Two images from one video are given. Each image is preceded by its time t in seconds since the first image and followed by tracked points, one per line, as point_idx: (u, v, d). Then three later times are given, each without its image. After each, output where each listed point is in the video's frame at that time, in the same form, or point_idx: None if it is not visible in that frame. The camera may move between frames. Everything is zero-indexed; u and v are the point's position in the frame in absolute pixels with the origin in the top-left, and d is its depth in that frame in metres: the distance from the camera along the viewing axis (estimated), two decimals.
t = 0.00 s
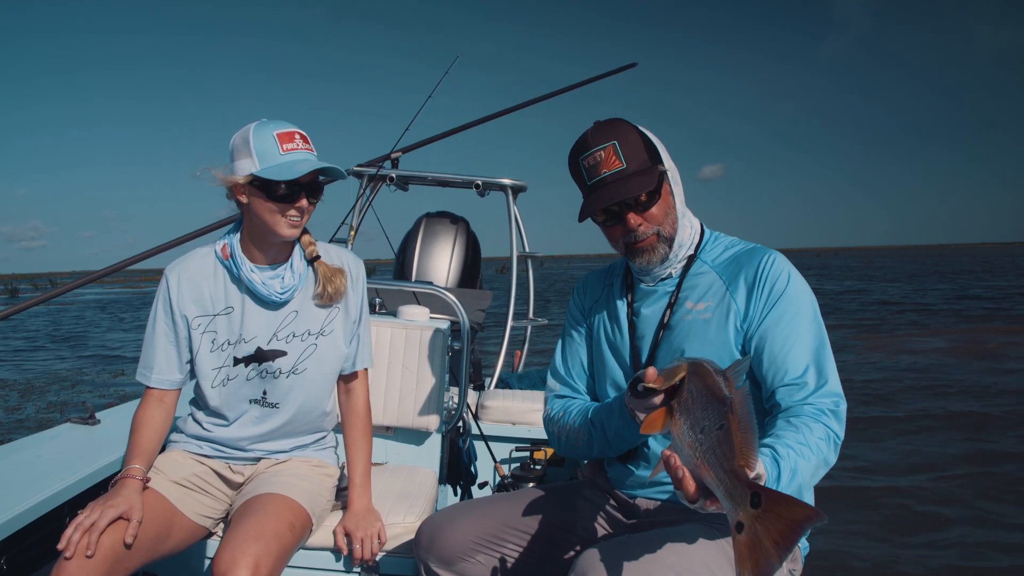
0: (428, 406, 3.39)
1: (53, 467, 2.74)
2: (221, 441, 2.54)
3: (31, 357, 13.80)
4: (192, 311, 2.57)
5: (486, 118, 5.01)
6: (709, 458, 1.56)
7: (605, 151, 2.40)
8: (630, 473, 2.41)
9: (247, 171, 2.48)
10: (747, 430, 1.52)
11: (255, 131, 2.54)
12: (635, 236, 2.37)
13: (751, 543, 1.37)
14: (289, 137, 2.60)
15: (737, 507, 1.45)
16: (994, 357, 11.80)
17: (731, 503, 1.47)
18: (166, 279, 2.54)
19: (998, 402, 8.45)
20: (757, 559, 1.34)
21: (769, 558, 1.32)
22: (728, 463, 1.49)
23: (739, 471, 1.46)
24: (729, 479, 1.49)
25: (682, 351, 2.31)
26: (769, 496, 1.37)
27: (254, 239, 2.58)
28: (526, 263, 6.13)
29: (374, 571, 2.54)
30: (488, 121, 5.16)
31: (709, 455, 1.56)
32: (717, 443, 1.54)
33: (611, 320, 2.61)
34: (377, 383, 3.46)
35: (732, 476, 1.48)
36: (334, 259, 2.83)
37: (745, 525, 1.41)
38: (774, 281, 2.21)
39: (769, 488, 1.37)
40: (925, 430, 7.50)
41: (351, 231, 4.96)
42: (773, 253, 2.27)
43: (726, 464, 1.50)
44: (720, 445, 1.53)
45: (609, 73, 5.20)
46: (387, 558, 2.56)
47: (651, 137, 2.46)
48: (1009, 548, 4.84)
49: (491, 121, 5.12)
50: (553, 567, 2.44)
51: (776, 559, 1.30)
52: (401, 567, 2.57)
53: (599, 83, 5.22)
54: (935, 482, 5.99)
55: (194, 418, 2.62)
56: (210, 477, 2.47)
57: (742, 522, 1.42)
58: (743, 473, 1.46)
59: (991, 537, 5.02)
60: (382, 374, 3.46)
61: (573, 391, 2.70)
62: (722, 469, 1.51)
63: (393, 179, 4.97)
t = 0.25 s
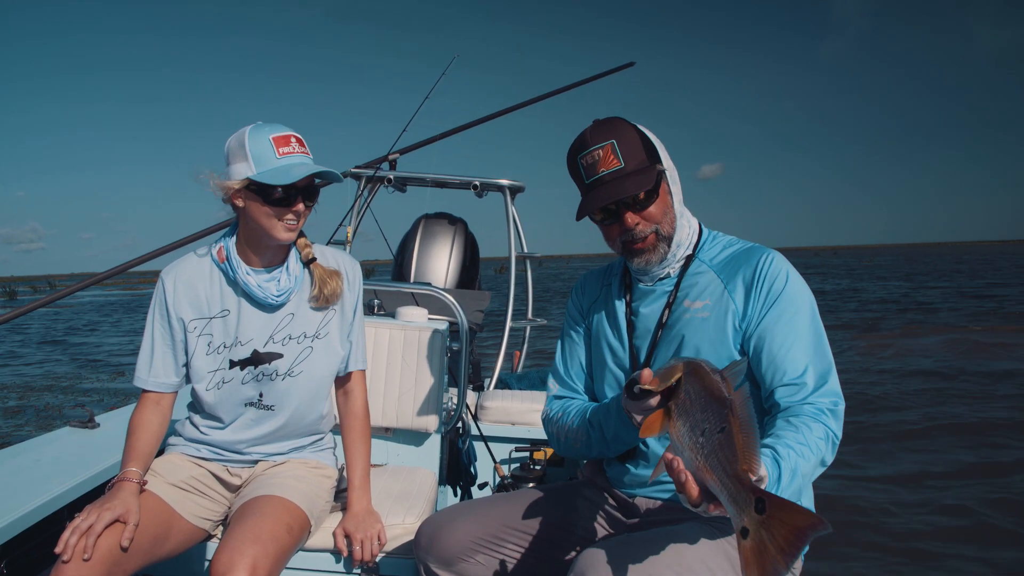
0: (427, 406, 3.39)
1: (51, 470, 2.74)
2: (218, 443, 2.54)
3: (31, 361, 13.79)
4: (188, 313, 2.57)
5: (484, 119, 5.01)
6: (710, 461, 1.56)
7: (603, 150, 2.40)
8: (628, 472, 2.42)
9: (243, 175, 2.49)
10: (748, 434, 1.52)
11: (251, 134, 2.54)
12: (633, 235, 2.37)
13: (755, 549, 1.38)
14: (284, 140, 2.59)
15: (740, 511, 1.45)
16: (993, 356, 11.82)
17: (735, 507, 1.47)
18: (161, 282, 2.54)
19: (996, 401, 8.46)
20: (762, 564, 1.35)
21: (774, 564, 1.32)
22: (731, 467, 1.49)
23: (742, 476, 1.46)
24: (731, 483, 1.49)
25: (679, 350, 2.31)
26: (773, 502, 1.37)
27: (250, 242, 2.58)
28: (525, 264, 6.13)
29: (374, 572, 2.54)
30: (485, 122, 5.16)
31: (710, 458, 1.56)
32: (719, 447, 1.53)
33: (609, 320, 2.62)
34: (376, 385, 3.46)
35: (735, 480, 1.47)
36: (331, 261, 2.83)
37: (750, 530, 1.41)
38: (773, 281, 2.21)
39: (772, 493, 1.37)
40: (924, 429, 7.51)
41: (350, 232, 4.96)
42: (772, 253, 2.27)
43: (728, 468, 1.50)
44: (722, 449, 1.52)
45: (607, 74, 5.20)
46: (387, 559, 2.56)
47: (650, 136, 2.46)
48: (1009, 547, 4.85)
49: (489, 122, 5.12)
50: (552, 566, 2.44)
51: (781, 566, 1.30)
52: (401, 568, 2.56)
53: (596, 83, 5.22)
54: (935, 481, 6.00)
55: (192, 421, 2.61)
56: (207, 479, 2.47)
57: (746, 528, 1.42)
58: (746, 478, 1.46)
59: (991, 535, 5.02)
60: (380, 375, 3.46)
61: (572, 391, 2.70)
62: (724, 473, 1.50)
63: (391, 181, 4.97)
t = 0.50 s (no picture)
0: (427, 406, 3.39)
1: (51, 469, 2.74)
2: (218, 442, 2.54)
3: (30, 360, 13.79)
4: (187, 312, 2.57)
5: (484, 119, 5.01)
6: (712, 463, 1.55)
7: (603, 149, 2.40)
8: (627, 472, 2.42)
9: (242, 175, 2.49)
10: (749, 435, 1.51)
11: (250, 134, 2.54)
12: (631, 234, 2.37)
13: (764, 552, 1.38)
14: (283, 140, 2.60)
15: (745, 514, 1.45)
16: (993, 356, 11.82)
17: (739, 509, 1.47)
18: (161, 281, 2.54)
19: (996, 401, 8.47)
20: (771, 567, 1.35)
21: (783, 567, 1.33)
22: (734, 470, 1.48)
23: (746, 479, 1.46)
24: (735, 485, 1.48)
25: (678, 350, 2.31)
26: (782, 506, 1.37)
27: (250, 242, 2.58)
28: (526, 264, 6.13)
29: (374, 571, 2.54)
30: (486, 122, 5.15)
31: (712, 460, 1.55)
32: (721, 449, 1.53)
33: (608, 319, 2.62)
34: (376, 384, 3.46)
35: (739, 483, 1.47)
36: (331, 260, 2.83)
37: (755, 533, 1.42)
38: (772, 282, 2.21)
39: (781, 497, 1.38)
40: (924, 428, 7.52)
41: (350, 232, 4.96)
42: (772, 253, 2.27)
43: (731, 470, 1.49)
44: (724, 452, 1.52)
45: (607, 74, 5.20)
46: (387, 558, 2.56)
47: (650, 135, 2.46)
48: (1009, 548, 4.84)
49: (490, 122, 5.12)
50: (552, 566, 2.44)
51: (792, 569, 1.31)
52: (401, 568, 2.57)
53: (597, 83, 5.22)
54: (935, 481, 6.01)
55: (192, 420, 2.61)
56: (207, 479, 2.47)
57: (752, 531, 1.43)
58: (750, 481, 1.45)
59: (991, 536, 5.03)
60: (381, 375, 3.46)
61: (572, 391, 2.70)
62: (727, 476, 1.50)
63: (392, 180, 4.97)
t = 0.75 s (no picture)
0: (428, 404, 3.39)
1: (52, 464, 2.74)
2: (220, 438, 2.54)
3: (31, 354, 13.80)
4: (190, 308, 2.57)
5: (487, 118, 5.01)
6: (715, 459, 1.54)
7: (597, 148, 2.39)
8: (627, 473, 2.42)
9: (246, 172, 2.49)
10: (751, 432, 1.51)
11: (254, 131, 2.54)
12: (620, 235, 2.37)
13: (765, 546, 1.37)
14: (287, 137, 2.60)
15: (748, 510, 1.44)
16: (993, 361, 11.82)
17: (742, 505, 1.46)
18: (164, 277, 2.55)
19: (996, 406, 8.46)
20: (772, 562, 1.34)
21: (782, 562, 1.32)
22: (737, 467, 1.47)
23: (748, 475, 1.45)
24: (738, 482, 1.47)
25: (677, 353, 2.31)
26: (781, 500, 1.36)
27: (253, 239, 2.59)
28: (527, 263, 6.13)
29: (373, 569, 2.54)
30: (489, 122, 5.16)
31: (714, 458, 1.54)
32: (723, 447, 1.52)
33: (609, 320, 2.62)
34: (377, 383, 3.46)
35: (741, 480, 1.46)
36: (334, 258, 2.83)
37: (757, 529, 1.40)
38: (772, 285, 2.20)
39: (780, 492, 1.37)
40: (924, 432, 7.52)
41: (352, 230, 4.96)
42: (773, 255, 2.27)
43: (734, 467, 1.48)
44: (727, 450, 1.51)
45: (611, 74, 5.20)
46: (387, 557, 2.57)
47: (651, 135, 2.40)
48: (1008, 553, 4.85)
49: (493, 121, 5.11)
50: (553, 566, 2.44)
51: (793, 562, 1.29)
52: (401, 566, 2.57)
53: (601, 83, 5.22)
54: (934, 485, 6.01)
55: (193, 416, 2.62)
56: (208, 475, 2.47)
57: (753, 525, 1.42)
58: (753, 477, 1.44)
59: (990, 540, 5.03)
60: (382, 373, 3.46)
61: (573, 392, 2.70)
62: (730, 473, 1.49)
63: (394, 179, 4.97)
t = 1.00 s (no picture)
0: (439, 403, 3.38)
1: (65, 460, 2.75)
2: (232, 436, 2.54)
3: (45, 351, 13.93)
4: (203, 306, 2.58)
5: (499, 117, 5.01)
6: (769, 446, 1.53)
7: (595, 137, 2.52)
8: (639, 476, 2.39)
9: (258, 170, 2.49)
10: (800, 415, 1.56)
11: (267, 130, 2.54)
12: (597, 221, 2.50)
13: (858, 516, 1.33)
14: (300, 136, 2.60)
15: (825, 488, 1.41)
16: (1008, 363, 11.70)
17: (817, 484, 1.43)
18: (178, 275, 2.55)
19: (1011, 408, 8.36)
20: (870, 528, 1.30)
21: (880, 524, 1.29)
22: (800, 446, 1.48)
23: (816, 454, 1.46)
24: (803, 463, 1.47)
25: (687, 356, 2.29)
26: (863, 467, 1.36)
27: (265, 237, 2.59)
28: (538, 263, 6.12)
29: (384, 568, 2.54)
30: (500, 122, 5.15)
31: (767, 445, 1.53)
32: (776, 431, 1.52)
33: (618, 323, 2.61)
34: (388, 381, 3.46)
35: (808, 459, 1.46)
36: (345, 258, 2.83)
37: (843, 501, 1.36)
38: (786, 287, 2.17)
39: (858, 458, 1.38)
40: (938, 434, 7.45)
41: (363, 229, 4.97)
42: (783, 257, 2.25)
43: (796, 447, 1.49)
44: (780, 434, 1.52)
45: (623, 73, 5.18)
46: (398, 556, 2.56)
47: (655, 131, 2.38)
48: None
49: (504, 120, 5.11)
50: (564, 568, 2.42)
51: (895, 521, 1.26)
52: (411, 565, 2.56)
53: (613, 83, 5.20)
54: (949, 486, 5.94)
55: (205, 414, 2.62)
56: (220, 472, 2.48)
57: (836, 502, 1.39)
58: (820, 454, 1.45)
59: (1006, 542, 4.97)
60: (393, 372, 3.46)
61: (583, 396, 2.69)
62: (791, 457, 1.49)
63: (406, 178, 4.97)
